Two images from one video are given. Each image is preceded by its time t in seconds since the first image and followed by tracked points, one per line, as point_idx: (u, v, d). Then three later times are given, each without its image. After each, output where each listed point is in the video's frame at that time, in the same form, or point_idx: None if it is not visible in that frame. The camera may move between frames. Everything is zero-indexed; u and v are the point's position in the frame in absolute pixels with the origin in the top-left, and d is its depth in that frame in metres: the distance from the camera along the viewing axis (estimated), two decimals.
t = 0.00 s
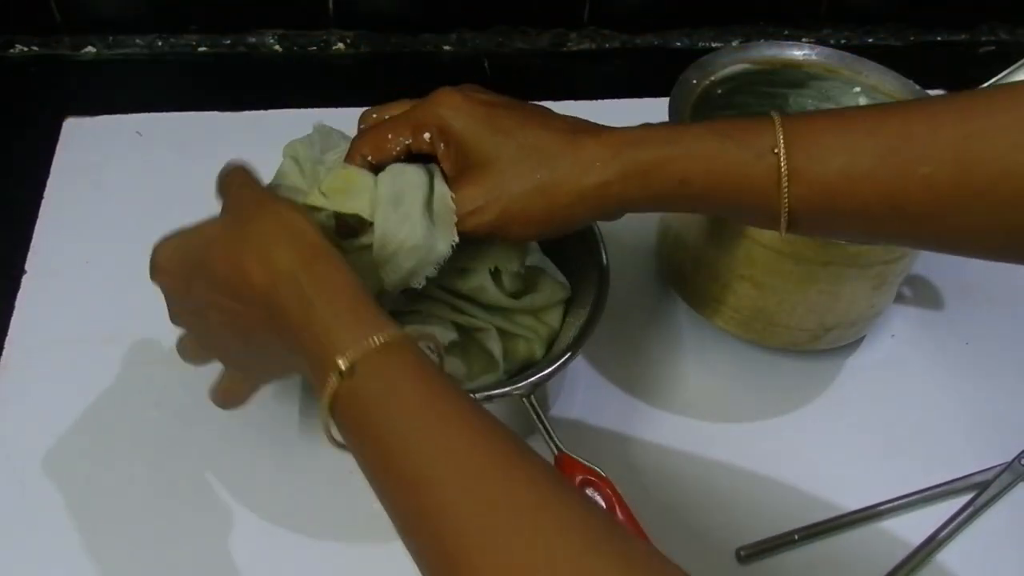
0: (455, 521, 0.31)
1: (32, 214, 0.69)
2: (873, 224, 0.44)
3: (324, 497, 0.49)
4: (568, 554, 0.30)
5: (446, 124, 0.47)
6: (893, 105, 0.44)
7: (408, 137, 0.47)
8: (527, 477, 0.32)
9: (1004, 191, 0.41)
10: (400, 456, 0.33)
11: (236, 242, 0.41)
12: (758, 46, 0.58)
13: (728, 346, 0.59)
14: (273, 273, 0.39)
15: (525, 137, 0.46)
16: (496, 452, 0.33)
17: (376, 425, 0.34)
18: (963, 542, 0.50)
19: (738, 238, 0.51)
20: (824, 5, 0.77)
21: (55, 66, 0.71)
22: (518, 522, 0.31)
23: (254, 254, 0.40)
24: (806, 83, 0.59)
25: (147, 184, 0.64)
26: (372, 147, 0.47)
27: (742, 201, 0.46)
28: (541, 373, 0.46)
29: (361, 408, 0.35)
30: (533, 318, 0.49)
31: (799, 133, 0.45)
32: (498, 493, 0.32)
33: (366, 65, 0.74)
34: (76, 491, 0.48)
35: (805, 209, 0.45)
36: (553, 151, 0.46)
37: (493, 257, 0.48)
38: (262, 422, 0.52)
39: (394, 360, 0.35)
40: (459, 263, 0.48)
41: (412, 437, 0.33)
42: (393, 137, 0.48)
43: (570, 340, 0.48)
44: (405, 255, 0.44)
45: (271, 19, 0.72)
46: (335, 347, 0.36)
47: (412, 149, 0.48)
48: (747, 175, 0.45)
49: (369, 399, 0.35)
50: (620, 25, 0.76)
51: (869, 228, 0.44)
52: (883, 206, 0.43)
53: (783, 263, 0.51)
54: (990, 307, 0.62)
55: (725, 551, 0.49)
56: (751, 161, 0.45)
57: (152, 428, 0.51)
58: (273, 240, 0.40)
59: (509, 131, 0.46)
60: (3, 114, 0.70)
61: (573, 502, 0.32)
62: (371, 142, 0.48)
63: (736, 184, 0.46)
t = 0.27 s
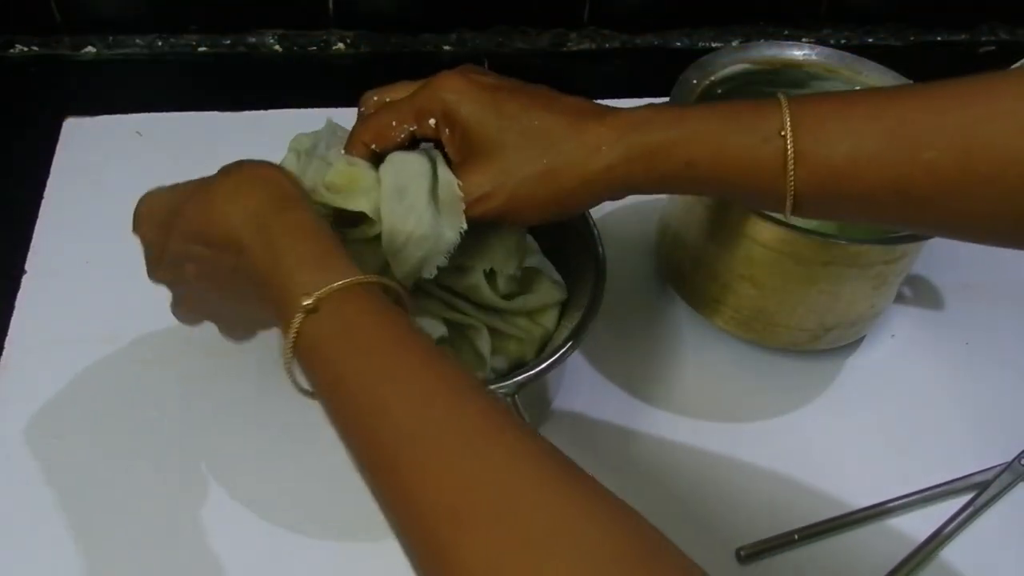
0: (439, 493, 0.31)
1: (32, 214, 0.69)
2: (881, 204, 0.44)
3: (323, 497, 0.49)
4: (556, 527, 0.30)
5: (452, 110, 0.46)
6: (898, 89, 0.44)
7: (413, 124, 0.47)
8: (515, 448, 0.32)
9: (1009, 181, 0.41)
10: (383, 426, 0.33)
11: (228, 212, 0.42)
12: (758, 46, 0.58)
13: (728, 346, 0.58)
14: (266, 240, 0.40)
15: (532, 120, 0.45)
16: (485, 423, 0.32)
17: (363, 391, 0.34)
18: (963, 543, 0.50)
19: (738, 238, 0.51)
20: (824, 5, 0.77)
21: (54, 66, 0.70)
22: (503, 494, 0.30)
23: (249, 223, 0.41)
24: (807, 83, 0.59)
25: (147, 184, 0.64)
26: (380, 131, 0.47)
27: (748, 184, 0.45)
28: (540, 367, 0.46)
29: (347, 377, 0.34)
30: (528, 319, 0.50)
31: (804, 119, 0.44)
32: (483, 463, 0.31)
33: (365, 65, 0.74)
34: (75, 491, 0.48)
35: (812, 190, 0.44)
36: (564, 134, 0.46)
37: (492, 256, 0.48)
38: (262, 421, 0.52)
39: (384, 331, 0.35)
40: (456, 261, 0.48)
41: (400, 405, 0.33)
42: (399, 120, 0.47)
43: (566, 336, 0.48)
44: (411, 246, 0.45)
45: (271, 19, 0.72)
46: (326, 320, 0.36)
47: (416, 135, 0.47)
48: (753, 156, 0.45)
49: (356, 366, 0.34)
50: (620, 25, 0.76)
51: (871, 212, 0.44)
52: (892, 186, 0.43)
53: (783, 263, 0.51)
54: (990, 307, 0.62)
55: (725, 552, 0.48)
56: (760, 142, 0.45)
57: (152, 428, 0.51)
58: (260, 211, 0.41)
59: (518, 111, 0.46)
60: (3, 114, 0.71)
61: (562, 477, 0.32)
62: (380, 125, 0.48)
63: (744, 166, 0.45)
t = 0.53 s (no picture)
0: (502, 500, 0.30)
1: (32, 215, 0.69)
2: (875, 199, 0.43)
3: (323, 497, 0.49)
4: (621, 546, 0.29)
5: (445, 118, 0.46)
6: (891, 86, 0.43)
7: (410, 136, 0.48)
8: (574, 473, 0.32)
9: (999, 171, 0.41)
10: (450, 429, 0.32)
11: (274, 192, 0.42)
12: (758, 47, 0.58)
13: (728, 346, 0.59)
14: (310, 224, 0.41)
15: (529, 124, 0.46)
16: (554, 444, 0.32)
17: (427, 397, 0.33)
18: (964, 543, 0.50)
19: (737, 238, 0.51)
20: (824, 5, 0.77)
21: (55, 66, 0.70)
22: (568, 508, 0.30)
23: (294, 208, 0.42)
24: (807, 83, 0.59)
25: (147, 184, 0.64)
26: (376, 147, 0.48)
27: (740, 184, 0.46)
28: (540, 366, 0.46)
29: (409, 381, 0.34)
30: (520, 327, 0.50)
31: (795, 116, 0.44)
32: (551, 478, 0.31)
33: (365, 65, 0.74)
34: (76, 491, 0.48)
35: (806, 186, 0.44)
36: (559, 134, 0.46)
37: (483, 257, 0.48)
38: (262, 422, 0.52)
39: (451, 345, 0.35)
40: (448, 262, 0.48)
41: (468, 413, 0.33)
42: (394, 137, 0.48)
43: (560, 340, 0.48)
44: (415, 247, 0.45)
45: (271, 19, 0.72)
46: (388, 324, 0.36)
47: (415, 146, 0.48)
48: (745, 154, 0.45)
49: (420, 373, 0.34)
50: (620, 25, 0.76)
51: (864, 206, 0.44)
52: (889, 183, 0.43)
53: (783, 263, 0.51)
54: (989, 307, 0.62)
55: (725, 552, 0.48)
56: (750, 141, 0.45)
57: (152, 429, 0.51)
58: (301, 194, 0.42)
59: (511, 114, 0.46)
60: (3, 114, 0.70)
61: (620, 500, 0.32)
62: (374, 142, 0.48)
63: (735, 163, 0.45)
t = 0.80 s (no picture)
0: (455, 520, 0.29)
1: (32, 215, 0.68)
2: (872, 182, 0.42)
3: (323, 497, 0.49)
4: (580, 554, 0.28)
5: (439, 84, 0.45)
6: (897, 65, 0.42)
7: (408, 98, 0.47)
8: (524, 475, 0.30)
9: (996, 156, 0.39)
10: (389, 455, 0.31)
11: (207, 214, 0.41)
12: (758, 46, 0.58)
13: (729, 346, 0.59)
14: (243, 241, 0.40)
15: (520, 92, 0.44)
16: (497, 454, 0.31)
17: (364, 422, 0.32)
18: (963, 543, 0.50)
19: (737, 238, 0.51)
20: (824, 5, 0.77)
21: (54, 66, 0.70)
22: (519, 521, 0.29)
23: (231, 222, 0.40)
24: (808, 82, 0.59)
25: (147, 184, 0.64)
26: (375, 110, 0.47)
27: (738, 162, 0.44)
28: (542, 368, 0.46)
29: (347, 406, 0.33)
30: (521, 329, 0.50)
31: (799, 96, 0.42)
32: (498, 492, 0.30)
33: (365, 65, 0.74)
34: (76, 491, 0.48)
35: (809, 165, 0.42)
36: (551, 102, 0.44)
37: (490, 263, 0.49)
38: (261, 422, 0.52)
39: (389, 358, 0.34)
40: (454, 262, 0.49)
41: (404, 432, 0.31)
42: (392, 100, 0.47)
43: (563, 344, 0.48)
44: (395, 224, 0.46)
45: (271, 19, 0.72)
46: (326, 344, 0.35)
47: (411, 110, 0.47)
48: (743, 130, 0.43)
49: (358, 396, 0.33)
50: (620, 25, 0.76)
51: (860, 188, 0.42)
52: (889, 164, 0.41)
53: (783, 263, 0.51)
54: (990, 307, 0.62)
55: (725, 552, 0.48)
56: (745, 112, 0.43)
57: (151, 429, 0.51)
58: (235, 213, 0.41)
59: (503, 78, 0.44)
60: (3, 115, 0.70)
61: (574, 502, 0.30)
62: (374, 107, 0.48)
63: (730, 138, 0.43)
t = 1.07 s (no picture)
0: (438, 513, 0.28)
1: (32, 215, 0.69)
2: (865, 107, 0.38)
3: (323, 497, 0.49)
4: None
5: None
6: None
7: None
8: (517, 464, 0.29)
9: (1008, 78, 0.35)
10: (372, 412, 0.29)
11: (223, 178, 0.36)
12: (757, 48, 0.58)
13: (729, 346, 0.58)
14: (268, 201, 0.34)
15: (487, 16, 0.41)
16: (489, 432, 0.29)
17: (343, 366, 0.29)
18: (963, 543, 0.50)
19: (736, 237, 0.51)
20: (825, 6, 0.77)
21: (54, 65, 0.71)
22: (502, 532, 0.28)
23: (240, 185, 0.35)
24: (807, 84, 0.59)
25: (148, 184, 0.64)
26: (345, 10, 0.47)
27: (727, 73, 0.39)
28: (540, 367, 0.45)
29: (325, 338, 0.29)
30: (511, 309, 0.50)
31: None
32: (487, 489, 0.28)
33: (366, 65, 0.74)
34: (75, 489, 0.48)
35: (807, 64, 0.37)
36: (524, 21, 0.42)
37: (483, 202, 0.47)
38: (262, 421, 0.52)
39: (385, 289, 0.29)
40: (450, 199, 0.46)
41: (391, 391, 0.29)
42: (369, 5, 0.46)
43: (559, 340, 0.47)
44: (372, 131, 0.41)
45: (271, 19, 0.72)
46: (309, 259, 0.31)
47: None
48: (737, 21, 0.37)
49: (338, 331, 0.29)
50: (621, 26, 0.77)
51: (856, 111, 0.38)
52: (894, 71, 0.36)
53: (783, 263, 0.51)
54: (990, 307, 0.62)
55: (725, 552, 0.48)
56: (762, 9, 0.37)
57: (151, 428, 0.51)
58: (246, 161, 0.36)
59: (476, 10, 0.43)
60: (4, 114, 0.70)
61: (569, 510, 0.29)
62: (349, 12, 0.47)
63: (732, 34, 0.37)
